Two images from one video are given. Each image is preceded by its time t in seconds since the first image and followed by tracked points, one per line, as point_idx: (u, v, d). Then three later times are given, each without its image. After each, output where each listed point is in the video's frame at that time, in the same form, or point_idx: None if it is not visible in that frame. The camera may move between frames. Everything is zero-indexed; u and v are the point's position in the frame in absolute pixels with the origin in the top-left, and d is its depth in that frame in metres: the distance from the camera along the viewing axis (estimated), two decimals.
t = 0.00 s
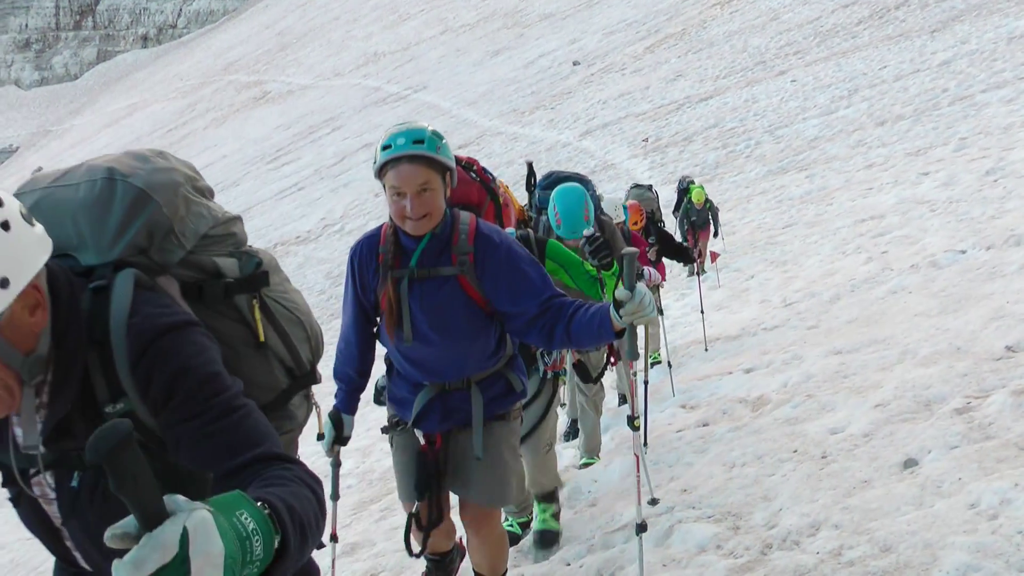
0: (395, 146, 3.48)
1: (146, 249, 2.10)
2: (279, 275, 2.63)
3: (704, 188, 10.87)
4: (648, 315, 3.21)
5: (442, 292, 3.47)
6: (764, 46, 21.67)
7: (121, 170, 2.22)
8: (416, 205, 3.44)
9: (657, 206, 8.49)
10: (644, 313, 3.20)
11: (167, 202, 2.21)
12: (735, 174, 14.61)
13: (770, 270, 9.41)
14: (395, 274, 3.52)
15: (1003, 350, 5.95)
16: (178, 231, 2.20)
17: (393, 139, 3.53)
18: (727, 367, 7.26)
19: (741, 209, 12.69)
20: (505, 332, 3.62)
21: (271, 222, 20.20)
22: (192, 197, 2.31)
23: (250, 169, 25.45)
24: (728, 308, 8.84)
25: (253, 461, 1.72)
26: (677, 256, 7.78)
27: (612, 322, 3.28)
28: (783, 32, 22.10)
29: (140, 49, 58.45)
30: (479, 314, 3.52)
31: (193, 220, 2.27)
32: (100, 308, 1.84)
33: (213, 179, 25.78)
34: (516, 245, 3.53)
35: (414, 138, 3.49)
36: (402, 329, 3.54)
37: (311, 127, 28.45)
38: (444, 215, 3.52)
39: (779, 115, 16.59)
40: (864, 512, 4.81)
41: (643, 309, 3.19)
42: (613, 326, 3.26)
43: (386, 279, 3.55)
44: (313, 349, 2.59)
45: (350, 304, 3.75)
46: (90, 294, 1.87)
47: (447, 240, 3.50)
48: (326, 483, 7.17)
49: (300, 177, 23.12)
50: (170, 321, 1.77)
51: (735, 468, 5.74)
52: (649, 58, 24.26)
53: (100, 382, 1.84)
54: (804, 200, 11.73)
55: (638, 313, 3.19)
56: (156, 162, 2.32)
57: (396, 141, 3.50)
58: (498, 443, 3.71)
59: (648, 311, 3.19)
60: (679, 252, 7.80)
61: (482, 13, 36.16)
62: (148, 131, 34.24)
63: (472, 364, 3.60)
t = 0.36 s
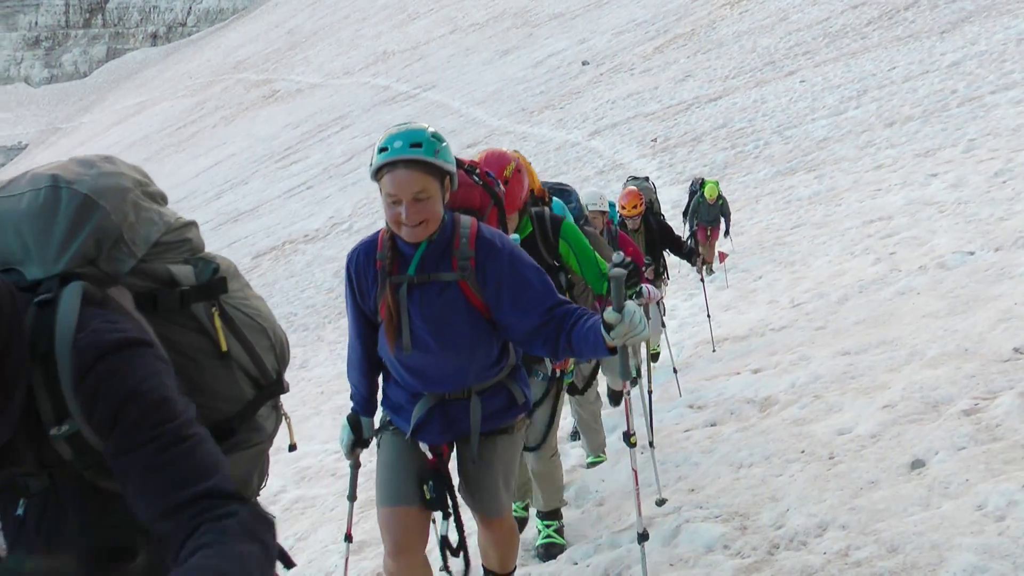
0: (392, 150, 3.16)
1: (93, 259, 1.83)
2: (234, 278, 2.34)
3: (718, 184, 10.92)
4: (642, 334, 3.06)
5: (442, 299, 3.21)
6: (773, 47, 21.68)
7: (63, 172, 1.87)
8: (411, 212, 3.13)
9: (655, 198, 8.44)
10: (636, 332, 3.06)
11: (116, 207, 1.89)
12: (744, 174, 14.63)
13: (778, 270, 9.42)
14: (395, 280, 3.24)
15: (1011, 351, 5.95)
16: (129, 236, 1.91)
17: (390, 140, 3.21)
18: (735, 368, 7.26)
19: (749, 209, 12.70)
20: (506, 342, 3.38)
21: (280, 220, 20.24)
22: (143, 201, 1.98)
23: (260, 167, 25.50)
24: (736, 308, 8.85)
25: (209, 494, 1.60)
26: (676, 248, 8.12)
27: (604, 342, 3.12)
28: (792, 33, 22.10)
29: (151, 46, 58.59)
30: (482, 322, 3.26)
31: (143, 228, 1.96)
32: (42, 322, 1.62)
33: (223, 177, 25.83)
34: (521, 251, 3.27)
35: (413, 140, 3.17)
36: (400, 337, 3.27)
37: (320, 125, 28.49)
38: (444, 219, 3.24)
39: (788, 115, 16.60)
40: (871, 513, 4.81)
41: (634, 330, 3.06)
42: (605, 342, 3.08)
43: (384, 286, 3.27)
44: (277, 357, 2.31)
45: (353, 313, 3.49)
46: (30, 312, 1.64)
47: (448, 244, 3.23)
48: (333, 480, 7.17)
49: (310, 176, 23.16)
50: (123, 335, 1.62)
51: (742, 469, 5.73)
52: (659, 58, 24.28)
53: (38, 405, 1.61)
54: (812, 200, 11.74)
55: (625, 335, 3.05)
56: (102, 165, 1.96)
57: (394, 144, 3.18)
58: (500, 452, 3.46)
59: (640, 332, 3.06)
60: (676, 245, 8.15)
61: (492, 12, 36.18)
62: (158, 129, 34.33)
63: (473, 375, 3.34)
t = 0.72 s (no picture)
0: (337, 193, 2.76)
1: (9, 324, 1.82)
2: (195, 314, 2.41)
3: (723, 189, 10.90)
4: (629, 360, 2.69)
5: (401, 333, 2.90)
6: (780, 47, 21.67)
7: None
8: (362, 259, 2.76)
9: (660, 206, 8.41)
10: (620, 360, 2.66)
11: (34, 262, 1.87)
12: (752, 174, 14.62)
13: (785, 271, 9.41)
14: (349, 313, 2.94)
15: (1019, 352, 5.94)
16: (50, 293, 1.89)
17: (336, 172, 2.82)
18: (742, 368, 7.25)
19: (757, 208, 12.69)
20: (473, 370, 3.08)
21: (286, 220, 20.22)
22: (67, 246, 1.95)
23: (266, 167, 25.50)
24: (743, 309, 8.85)
25: None
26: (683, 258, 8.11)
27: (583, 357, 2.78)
28: (799, 33, 22.09)
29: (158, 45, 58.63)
30: (446, 354, 2.97)
31: (70, 280, 1.94)
32: None
33: (229, 177, 25.83)
34: (484, 274, 2.95)
35: (361, 179, 2.78)
36: (358, 372, 2.98)
37: (326, 127, 28.48)
38: (399, 252, 2.90)
39: (795, 115, 16.59)
40: (879, 514, 4.79)
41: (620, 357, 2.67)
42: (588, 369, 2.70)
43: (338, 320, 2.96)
44: (239, 398, 2.36)
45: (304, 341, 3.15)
46: None
47: (406, 273, 2.92)
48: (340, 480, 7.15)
49: (315, 176, 23.15)
50: (55, 438, 1.70)
51: (750, 469, 5.72)
52: (666, 58, 24.26)
53: None
54: (820, 200, 11.72)
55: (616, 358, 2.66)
56: (21, 207, 1.94)
57: (341, 182, 2.78)
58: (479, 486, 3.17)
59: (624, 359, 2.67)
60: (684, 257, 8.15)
61: (499, 13, 36.18)
62: (164, 130, 34.37)
63: (438, 410, 3.03)
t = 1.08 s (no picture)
0: (277, 220, 2.66)
1: None
2: (155, 277, 2.43)
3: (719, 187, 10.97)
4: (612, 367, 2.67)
5: (356, 340, 2.84)
6: (781, 46, 21.66)
7: None
8: (311, 282, 2.72)
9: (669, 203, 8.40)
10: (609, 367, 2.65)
11: None
12: (753, 173, 14.62)
13: (786, 271, 9.40)
14: (300, 326, 2.87)
15: (1021, 350, 5.92)
16: None
17: (276, 192, 2.72)
18: (744, 368, 7.24)
19: (759, 208, 12.67)
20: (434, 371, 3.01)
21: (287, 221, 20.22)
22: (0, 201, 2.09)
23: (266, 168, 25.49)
24: (744, 308, 8.84)
25: None
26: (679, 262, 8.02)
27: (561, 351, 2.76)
28: (801, 32, 22.08)
29: (158, 46, 58.66)
30: (404, 361, 2.90)
31: None
32: None
33: (230, 178, 25.83)
34: (442, 274, 2.88)
35: (302, 200, 2.68)
36: (312, 383, 2.92)
37: (326, 127, 28.47)
38: (350, 262, 2.82)
39: (796, 115, 16.58)
40: (883, 512, 4.78)
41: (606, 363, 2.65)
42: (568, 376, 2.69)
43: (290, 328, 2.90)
44: (190, 376, 2.41)
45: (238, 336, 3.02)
46: None
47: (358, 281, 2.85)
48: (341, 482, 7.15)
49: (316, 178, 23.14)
50: None
51: (752, 468, 5.71)
52: (666, 57, 24.22)
53: None
54: (822, 199, 11.72)
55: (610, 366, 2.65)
56: None
57: (281, 208, 2.68)
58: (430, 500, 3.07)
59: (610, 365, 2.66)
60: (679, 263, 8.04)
61: (500, 12, 36.14)
62: (164, 130, 34.35)
63: (399, 415, 2.98)
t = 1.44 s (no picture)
0: (226, 231, 2.45)
1: None
2: (113, 291, 1.95)
3: (716, 189, 10.98)
4: (533, 463, 2.58)
5: (314, 377, 2.59)
6: (776, 45, 21.66)
7: None
8: (261, 302, 2.45)
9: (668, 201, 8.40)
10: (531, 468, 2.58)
11: None
12: (748, 171, 14.64)
13: (781, 269, 9.41)
14: (254, 361, 2.61)
15: (1016, 348, 5.92)
16: None
17: (226, 209, 2.49)
18: (739, 366, 7.24)
19: (753, 206, 12.69)
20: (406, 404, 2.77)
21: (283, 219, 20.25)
22: None
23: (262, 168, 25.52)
24: (740, 306, 8.85)
25: None
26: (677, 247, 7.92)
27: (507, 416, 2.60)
28: (795, 31, 22.09)
29: (152, 47, 58.70)
30: (367, 398, 2.66)
31: None
32: None
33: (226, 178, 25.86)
34: (403, 306, 2.64)
35: (257, 212, 2.48)
36: (272, 422, 2.67)
37: (322, 126, 28.50)
38: (304, 289, 2.59)
39: (791, 113, 16.59)
40: (878, 510, 4.78)
41: (531, 457, 2.57)
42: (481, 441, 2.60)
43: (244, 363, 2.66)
44: (148, 409, 1.94)
45: (198, 374, 2.71)
46: None
47: (314, 311, 2.60)
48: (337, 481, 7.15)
49: (312, 177, 23.17)
50: None
51: (748, 467, 5.70)
52: (661, 56, 24.24)
53: None
54: (816, 197, 11.72)
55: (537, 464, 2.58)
56: None
57: (230, 220, 2.46)
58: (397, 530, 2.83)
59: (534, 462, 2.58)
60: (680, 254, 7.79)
61: (495, 12, 36.15)
62: (159, 130, 34.37)
63: (368, 450, 2.75)
